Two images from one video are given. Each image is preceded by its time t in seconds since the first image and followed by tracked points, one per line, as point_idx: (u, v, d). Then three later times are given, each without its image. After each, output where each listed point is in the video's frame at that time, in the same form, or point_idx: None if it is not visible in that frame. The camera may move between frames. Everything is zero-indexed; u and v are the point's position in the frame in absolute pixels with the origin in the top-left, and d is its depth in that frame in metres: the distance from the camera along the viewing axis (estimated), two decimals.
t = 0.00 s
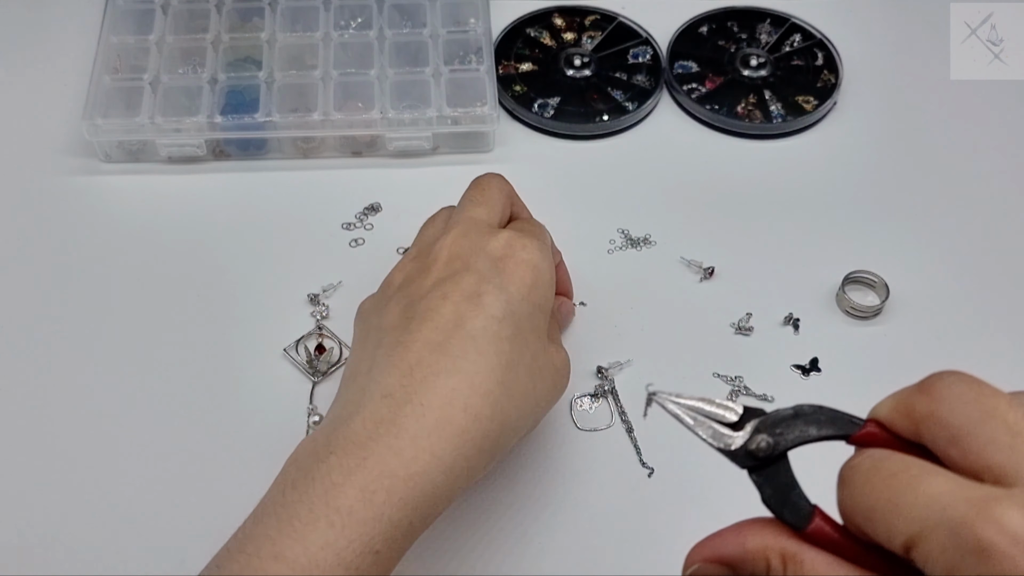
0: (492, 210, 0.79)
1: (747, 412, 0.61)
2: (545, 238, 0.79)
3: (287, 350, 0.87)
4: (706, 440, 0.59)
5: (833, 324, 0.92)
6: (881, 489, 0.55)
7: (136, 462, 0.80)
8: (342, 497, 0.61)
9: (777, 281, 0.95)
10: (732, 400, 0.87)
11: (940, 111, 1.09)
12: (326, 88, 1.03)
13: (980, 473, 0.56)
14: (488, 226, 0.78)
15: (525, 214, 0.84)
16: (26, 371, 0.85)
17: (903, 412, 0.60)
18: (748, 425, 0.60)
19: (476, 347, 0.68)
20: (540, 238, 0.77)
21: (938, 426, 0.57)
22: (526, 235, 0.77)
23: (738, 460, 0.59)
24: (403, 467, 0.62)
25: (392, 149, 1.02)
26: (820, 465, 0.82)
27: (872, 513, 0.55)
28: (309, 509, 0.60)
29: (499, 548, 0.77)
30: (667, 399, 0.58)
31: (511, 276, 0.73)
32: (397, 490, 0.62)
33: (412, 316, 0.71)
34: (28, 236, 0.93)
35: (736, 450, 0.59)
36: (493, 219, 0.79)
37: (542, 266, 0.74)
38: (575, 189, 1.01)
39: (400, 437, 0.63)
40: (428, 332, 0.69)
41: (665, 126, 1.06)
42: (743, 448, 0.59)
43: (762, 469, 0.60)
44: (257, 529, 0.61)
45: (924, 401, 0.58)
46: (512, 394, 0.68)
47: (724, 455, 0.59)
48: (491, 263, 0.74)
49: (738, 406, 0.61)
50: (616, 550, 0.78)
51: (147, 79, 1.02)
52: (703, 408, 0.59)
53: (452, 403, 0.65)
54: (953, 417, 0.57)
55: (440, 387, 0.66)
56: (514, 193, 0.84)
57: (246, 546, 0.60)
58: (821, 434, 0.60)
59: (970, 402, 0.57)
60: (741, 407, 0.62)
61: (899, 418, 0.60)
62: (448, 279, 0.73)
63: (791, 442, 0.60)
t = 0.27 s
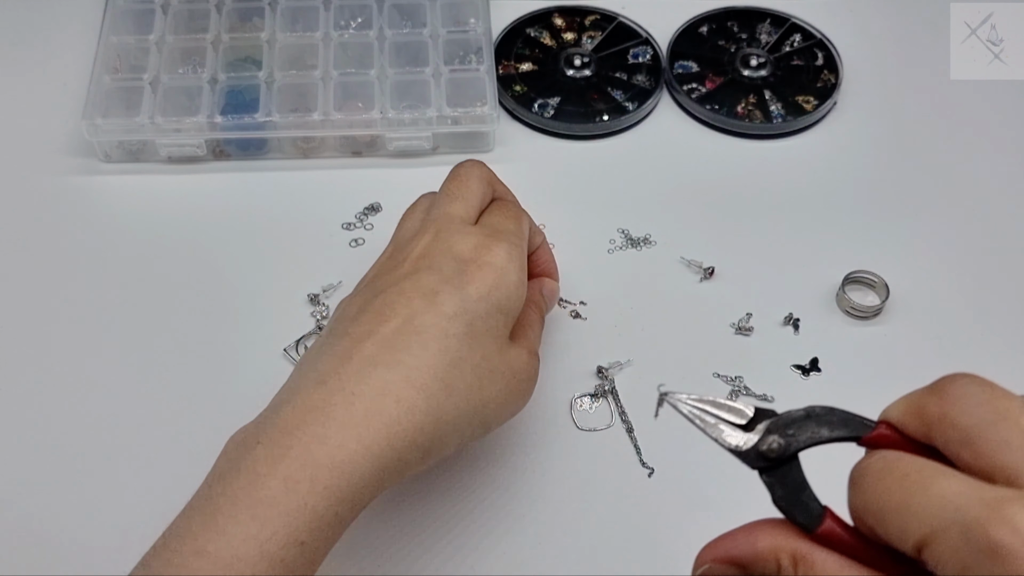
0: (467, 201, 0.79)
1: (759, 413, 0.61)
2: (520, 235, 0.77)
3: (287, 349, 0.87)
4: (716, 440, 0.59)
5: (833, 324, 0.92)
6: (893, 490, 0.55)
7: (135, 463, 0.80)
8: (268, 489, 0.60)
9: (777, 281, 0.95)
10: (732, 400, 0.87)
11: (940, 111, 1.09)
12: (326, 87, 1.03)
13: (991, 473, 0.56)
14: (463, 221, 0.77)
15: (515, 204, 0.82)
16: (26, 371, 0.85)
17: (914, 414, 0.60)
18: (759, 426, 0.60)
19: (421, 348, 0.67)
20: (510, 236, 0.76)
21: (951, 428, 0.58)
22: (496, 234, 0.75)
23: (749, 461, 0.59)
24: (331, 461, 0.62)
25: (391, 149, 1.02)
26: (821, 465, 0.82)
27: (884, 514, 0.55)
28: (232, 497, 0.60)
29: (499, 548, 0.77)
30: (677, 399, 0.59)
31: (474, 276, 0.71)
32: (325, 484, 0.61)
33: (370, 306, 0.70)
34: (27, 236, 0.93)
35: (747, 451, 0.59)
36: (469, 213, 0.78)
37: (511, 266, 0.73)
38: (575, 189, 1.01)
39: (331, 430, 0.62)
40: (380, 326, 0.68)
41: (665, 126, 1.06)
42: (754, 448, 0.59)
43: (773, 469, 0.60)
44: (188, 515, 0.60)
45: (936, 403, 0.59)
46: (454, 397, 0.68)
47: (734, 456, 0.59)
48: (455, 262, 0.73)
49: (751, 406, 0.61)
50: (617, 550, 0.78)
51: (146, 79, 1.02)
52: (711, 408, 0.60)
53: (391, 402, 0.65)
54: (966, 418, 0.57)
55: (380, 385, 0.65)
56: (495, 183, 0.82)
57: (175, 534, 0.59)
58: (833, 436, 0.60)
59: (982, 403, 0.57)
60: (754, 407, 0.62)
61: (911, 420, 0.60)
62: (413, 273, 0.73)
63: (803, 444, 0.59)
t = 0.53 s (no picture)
0: (493, 191, 0.78)
1: (767, 412, 0.63)
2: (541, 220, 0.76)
3: (287, 349, 0.87)
4: (723, 438, 0.61)
5: (833, 324, 0.92)
6: (898, 488, 0.55)
7: (136, 463, 0.80)
8: (303, 476, 0.60)
9: (777, 281, 0.95)
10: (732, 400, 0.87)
11: (940, 111, 1.09)
12: (326, 88, 1.03)
13: (993, 472, 0.55)
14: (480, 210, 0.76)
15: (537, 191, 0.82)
16: (26, 372, 0.85)
17: (918, 412, 0.60)
18: (766, 425, 0.62)
19: (443, 337, 0.67)
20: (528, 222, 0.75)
21: (955, 426, 0.57)
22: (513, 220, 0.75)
23: (755, 459, 0.61)
24: (359, 449, 0.62)
25: (391, 149, 1.02)
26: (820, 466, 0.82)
27: (889, 511, 0.55)
28: (263, 484, 0.60)
29: (499, 548, 0.77)
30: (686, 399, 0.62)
31: (489, 262, 0.71)
32: (354, 470, 0.61)
33: (391, 295, 0.71)
34: (27, 236, 0.93)
35: (753, 449, 0.61)
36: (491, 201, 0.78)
37: (525, 254, 0.73)
38: (575, 189, 1.01)
39: (361, 418, 0.63)
40: (401, 316, 0.69)
41: (665, 126, 1.06)
42: (760, 446, 0.61)
43: (779, 468, 0.61)
44: (219, 503, 0.61)
45: (940, 402, 0.59)
46: (471, 385, 0.67)
47: (741, 453, 0.61)
48: (471, 250, 0.72)
49: (758, 406, 0.63)
50: (616, 550, 0.78)
51: (146, 79, 1.02)
52: (719, 408, 0.62)
53: (412, 390, 0.65)
54: (968, 416, 0.57)
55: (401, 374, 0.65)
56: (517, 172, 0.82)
57: (206, 520, 0.60)
58: (839, 434, 0.61)
59: (985, 401, 0.57)
60: (762, 407, 0.63)
61: (916, 419, 0.60)
62: (434, 262, 0.72)
63: (809, 442, 0.61)
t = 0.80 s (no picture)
0: (522, 201, 0.77)
1: (763, 414, 0.63)
2: (569, 244, 0.75)
3: (288, 350, 0.87)
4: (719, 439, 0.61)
5: (833, 325, 0.92)
6: (893, 488, 0.55)
7: (136, 463, 0.80)
8: (317, 474, 0.60)
9: (777, 281, 0.95)
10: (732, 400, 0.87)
11: (940, 110, 1.09)
12: (326, 87, 1.03)
13: (986, 470, 0.56)
14: (512, 223, 0.75)
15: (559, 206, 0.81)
16: (26, 372, 0.85)
17: (912, 414, 0.60)
18: (762, 427, 0.62)
19: (467, 354, 0.67)
20: (557, 245, 0.74)
21: (948, 427, 0.58)
22: (543, 240, 0.74)
23: (752, 460, 0.61)
24: (378, 465, 0.62)
25: (391, 149, 1.02)
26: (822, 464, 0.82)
27: (885, 511, 0.55)
28: (268, 474, 0.61)
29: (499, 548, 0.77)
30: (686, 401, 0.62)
31: (518, 283, 0.70)
32: (367, 476, 0.62)
33: (422, 298, 0.69)
34: (28, 237, 0.93)
35: (750, 450, 0.61)
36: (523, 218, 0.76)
37: (552, 280, 0.72)
38: (574, 189, 1.01)
39: (382, 433, 0.63)
40: (432, 328, 0.68)
41: (665, 126, 1.06)
42: (757, 447, 0.61)
43: (776, 469, 0.61)
44: (235, 488, 0.61)
45: (934, 403, 0.59)
46: (485, 409, 0.68)
47: (737, 454, 0.61)
48: (501, 266, 0.71)
49: (754, 408, 0.63)
50: (616, 550, 0.78)
51: (146, 79, 1.02)
52: (713, 408, 0.62)
53: (435, 411, 0.65)
54: (960, 416, 0.57)
55: (426, 393, 0.65)
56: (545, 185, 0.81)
57: (220, 507, 0.61)
58: (835, 437, 0.61)
59: (978, 402, 0.57)
60: (757, 409, 0.63)
61: (910, 420, 0.61)
62: (466, 269, 0.71)
63: (805, 444, 0.61)
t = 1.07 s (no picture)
0: (449, 168, 0.78)
1: (760, 415, 0.63)
2: (502, 185, 0.75)
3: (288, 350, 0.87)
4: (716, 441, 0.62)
5: (833, 325, 0.92)
6: (888, 487, 0.55)
7: (137, 463, 0.80)
8: (232, 467, 0.60)
9: (778, 281, 0.95)
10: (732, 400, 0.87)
11: (941, 110, 1.09)
12: (326, 87, 1.03)
13: (984, 471, 0.55)
14: (436, 187, 0.76)
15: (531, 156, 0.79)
16: (27, 372, 0.85)
17: (909, 414, 0.60)
18: (759, 428, 0.62)
19: (393, 312, 0.67)
20: (485, 190, 0.74)
21: (944, 426, 0.57)
22: (472, 189, 0.74)
23: (750, 462, 0.61)
24: (303, 423, 0.62)
25: (391, 149, 1.02)
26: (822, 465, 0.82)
27: (881, 511, 0.55)
28: (201, 477, 0.60)
29: (500, 548, 0.78)
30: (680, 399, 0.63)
31: (442, 236, 0.71)
32: (290, 459, 0.61)
33: (348, 276, 0.71)
34: (28, 237, 0.93)
35: (747, 451, 0.61)
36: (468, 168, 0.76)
37: (480, 222, 0.72)
38: (575, 189, 1.01)
39: (304, 393, 0.63)
40: (353, 297, 0.69)
41: (665, 126, 1.06)
42: (754, 449, 0.61)
43: (773, 470, 0.62)
44: (158, 502, 0.60)
45: (931, 403, 0.59)
46: (421, 357, 0.67)
47: (735, 456, 0.61)
48: (422, 233, 0.72)
49: (751, 409, 0.64)
50: (617, 550, 0.78)
51: (146, 79, 1.02)
52: (709, 410, 0.63)
53: (358, 364, 0.65)
54: (956, 416, 0.57)
55: (347, 349, 0.65)
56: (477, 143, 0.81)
57: (142, 518, 0.60)
58: (831, 437, 0.62)
59: (975, 403, 0.57)
60: (755, 410, 0.64)
61: (908, 421, 0.60)
62: (394, 240, 0.72)
63: (802, 445, 0.61)
